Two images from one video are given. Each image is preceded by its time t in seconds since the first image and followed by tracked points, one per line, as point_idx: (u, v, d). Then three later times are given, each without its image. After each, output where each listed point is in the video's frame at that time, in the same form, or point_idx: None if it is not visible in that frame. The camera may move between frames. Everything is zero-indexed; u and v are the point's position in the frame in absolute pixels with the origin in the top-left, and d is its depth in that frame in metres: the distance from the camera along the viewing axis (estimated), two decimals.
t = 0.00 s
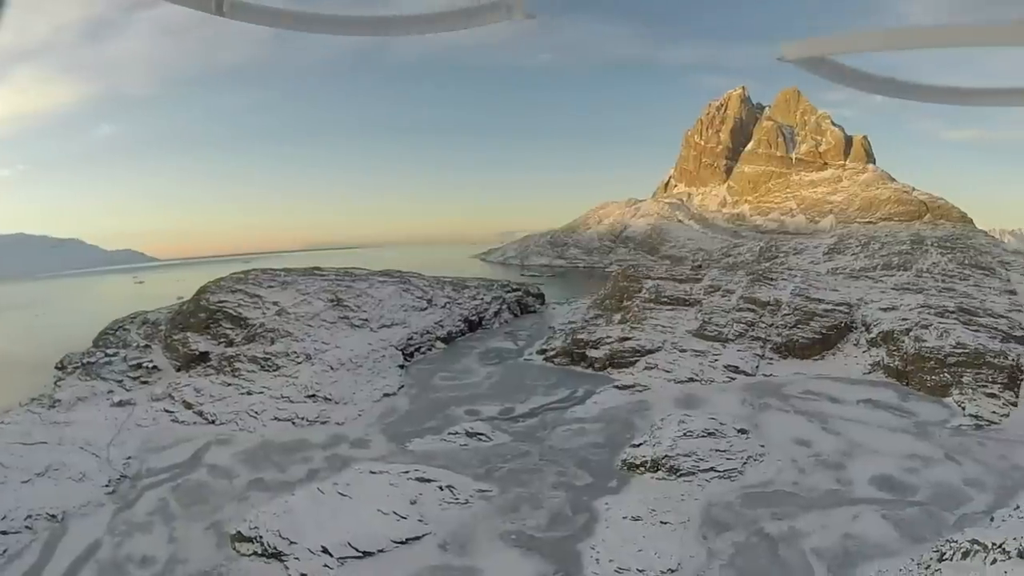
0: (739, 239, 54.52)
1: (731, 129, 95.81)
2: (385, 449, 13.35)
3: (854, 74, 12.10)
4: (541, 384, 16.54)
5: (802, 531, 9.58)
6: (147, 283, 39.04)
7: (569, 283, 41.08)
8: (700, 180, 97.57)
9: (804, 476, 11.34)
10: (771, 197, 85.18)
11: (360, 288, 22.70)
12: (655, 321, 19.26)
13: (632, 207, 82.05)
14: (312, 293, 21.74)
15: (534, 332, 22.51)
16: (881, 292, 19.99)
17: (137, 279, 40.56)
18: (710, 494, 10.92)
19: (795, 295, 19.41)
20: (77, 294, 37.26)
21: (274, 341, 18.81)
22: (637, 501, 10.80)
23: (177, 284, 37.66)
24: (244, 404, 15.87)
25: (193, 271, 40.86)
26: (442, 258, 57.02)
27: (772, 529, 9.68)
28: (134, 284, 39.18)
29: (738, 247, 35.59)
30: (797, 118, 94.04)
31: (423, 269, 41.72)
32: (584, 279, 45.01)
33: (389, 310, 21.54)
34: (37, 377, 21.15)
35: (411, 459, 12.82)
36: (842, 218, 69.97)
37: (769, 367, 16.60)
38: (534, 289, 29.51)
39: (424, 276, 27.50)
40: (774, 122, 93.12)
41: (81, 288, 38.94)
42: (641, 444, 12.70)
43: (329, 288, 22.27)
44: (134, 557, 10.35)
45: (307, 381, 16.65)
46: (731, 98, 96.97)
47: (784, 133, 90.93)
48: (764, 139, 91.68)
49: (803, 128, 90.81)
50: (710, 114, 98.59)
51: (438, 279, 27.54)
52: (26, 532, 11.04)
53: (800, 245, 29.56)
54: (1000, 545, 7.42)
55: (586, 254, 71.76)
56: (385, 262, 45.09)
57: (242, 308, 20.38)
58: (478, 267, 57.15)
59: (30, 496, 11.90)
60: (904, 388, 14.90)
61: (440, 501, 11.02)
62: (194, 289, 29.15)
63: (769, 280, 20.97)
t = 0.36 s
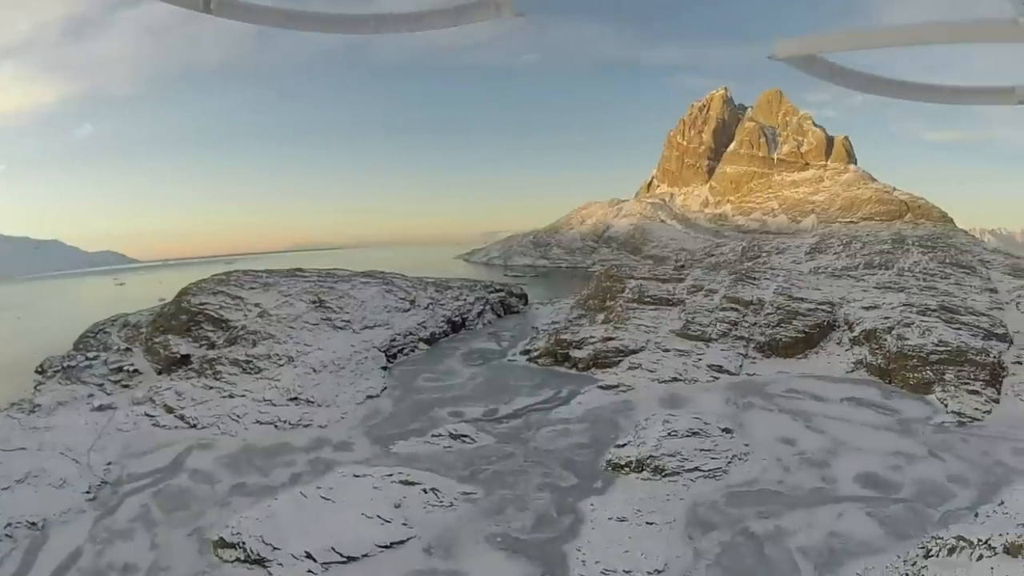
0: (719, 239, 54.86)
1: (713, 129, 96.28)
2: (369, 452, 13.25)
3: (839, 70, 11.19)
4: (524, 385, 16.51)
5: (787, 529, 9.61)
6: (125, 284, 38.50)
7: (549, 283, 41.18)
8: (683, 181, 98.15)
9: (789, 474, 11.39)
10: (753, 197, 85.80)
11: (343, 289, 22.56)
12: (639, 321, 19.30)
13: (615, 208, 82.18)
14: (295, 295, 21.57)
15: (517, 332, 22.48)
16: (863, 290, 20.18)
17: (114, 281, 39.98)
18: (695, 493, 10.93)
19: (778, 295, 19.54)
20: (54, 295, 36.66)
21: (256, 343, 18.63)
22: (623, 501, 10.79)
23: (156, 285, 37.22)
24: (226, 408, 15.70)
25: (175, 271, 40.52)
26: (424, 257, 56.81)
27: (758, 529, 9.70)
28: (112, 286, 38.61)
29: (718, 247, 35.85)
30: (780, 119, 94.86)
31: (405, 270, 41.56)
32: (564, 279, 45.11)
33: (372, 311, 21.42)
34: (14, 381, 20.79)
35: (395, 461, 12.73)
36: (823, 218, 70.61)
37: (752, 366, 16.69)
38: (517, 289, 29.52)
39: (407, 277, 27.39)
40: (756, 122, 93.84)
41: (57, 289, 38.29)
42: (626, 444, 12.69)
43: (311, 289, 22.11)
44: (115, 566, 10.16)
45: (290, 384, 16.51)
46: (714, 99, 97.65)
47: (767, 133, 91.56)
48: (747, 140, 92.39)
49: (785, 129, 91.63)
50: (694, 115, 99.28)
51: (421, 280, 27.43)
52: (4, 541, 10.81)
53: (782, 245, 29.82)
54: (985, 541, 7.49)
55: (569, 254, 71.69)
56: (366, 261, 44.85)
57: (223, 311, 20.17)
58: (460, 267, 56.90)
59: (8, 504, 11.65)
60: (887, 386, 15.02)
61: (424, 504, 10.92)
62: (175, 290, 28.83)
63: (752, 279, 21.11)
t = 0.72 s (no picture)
0: (710, 238, 54.97)
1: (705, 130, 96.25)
2: (362, 454, 13.17)
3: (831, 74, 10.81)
4: (517, 386, 16.46)
5: (782, 530, 9.58)
6: (117, 285, 38.33)
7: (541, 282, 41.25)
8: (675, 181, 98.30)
9: (783, 474, 11.37)
10: (746, 197, 86.09)
11: (335, 290, 22.45)
12: (632, 321, 19.29)
13: (608, 208, 82.21)
14: (286, 296, 21.45)
15: (510, 333, 22.43)
16: (856, 291, 20.21)
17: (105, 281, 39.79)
18: (690, 494, 10.89)
19: (771, 295, 19.56)
20: (46, 295, 36.37)
21: (248, 344, 18.52)
22: (617, 503, 10.74)
23: (148, 285, 37.08)
24: (218, 410, 15.58)
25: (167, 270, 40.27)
26: (416, 257, 56.70)
27: (753, 530, 9.66)
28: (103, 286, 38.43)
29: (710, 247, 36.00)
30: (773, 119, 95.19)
31: (398, 270, 41.45)
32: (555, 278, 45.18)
33: (364, 312, 21.33)
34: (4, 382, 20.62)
35: (388, 463, 12.65)
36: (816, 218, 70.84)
37: (745, 366, 16.69)
38: (510, 290, 29.49)
39: (399, 278, 27.30)
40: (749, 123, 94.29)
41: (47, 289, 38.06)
42: (620, 445, 12.64)
43: (303, 290, 21.99)
44: (105, 570, 10.04)
45: (281, 386, 16.40)
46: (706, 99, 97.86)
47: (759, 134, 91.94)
48: (739, 140, 92.68)
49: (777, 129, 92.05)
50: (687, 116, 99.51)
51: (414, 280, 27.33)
52: None
53: (774, 245, 29.91)
54: (980, 541, 7.48)
55: (561, 254, 71.63)
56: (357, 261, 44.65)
57: (215, 312, 20.05)
58: (452, 267, 56.76)
59: None
60: (880, 385, 15.03)
61: (417, 507, 10.83)
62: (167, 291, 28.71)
63: (745, 280, 21.13)
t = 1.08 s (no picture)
0: (707, 239, 55.02)
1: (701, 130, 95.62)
2: (358, 456, 13.09)
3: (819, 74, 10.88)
4: (515, 387, 16.40)
5: (781, 532, 9.53)
6: (115, 285, 38.20)
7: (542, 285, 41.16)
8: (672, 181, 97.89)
9: (781, 476, 11.32)
10: (743, 198, 86.19)
11: (332, 290, 22.36)
12: (629, 321, 19.25)
13: (606, 207, 82.16)
14: (283, 296, 21.35)
15: (507, 333, 22.38)
16: (853, 291, 20.19)
17: (103, 281, 39.65)
18: (688, 496, 10.85)
19: (768, 295, 19.54)
20: (43, 295, 36.24)
21: (244, 345, 18.43)
22: (615, 505, 10.68)
23: (145, 285, 36.96)
24: (214, 411, 15.49)
25: (164, 270, 40.13)
26: (414, 258, 56.64)
27: (751, 532, 9.61)
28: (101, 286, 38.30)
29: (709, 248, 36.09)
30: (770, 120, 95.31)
31: (395, 270, 41.40)
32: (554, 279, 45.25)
33: (361, 312, 21.25)
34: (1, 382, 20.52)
35: (384, 465, 12.57)
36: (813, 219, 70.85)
37: (742, 367, 16.65)
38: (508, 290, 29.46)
39: (396, 278, 27.23)
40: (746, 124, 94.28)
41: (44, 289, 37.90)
42: (618, 447, 12.58)
43: (300, 290, 21.91)
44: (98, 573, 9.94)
45: (277, 387, 16.31)
46: (704, 100, 97.45)
47: (756, 134, 92.09)
48: (737, 141, 92.77)
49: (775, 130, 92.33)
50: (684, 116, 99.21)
51: (411, 280, 27.26)
52: None
53: (772, 245, 29.93)
54: (980, 543, 7.44)
55: (559, 255, 71.57)
56: (354, 261, 44.52)
57: (211, 312, 19.95)
58: (449, 267, 56.66)
59: None
60: (878, 386, 15.01)
61: (413, 509, 10.75)
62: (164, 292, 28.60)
63: (742, 280, 21.11)
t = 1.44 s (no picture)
0: (706, 241, 54.94)
1: (700, 130, 94.83)
2: (355, 457, 13.02)
3: (817, 75, 11.01)
4: (513, 387, 16.33)
5: (781, 535, 9.48)
6: (114, 284, 38.06)
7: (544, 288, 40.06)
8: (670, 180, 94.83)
9: (781, 478, 11.27)
10: (743, 198, 86.19)
11: (330, 291, 22.29)
12: (628, 322, 19.20)
13: (604, 207, 82.03)
14: (281, 296, 21.27)
15: (506, 334, 22.31)
16: (852, 292, 20.17)
17: (101, 281, 39.52)
18: (687, 498, 10.79)
19: (767, 296, 19.51)
20: (41, 295, 36.10)
21: (242, 345, 18.35)
22: (614, 507, 10.62)
23: (145, 285, 36.84)
24: (211, 412, 15.41)
25: (162, 270, 39.96)
26: (413, 258, 56.56)
27: (751, 534, 9.55)
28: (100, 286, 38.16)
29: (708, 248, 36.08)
30: (768, 120, 95.28)
31: (394, 270, 41.34)
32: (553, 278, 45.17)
33: (359, 313, 21.17)
34: None
35: (381, 466, 12.49)
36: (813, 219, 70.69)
37: (741, 368, 16.60)
38: (506, 290, 29.39)
39: (395, 278, 27.14)
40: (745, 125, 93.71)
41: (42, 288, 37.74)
42: (617, 448, 12.52)
43: (297, 291, 21.83)
44: None
45: (275, 387, 16.24)
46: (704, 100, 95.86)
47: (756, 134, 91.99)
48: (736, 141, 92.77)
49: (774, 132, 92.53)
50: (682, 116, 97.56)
51: (410, 280, 27.19)
52: None
53: (771, 246, 29.93)
54: (981, 546, 7.39)
55: (558, 256, 71.52)
56: (354, 261, 44.47)
57: (208, 312, 19.86)
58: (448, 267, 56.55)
59: None
60: (878, 387, 14.96)
61: (411, 512, 10.68)
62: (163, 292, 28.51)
63: (741, 280, 21.07)
